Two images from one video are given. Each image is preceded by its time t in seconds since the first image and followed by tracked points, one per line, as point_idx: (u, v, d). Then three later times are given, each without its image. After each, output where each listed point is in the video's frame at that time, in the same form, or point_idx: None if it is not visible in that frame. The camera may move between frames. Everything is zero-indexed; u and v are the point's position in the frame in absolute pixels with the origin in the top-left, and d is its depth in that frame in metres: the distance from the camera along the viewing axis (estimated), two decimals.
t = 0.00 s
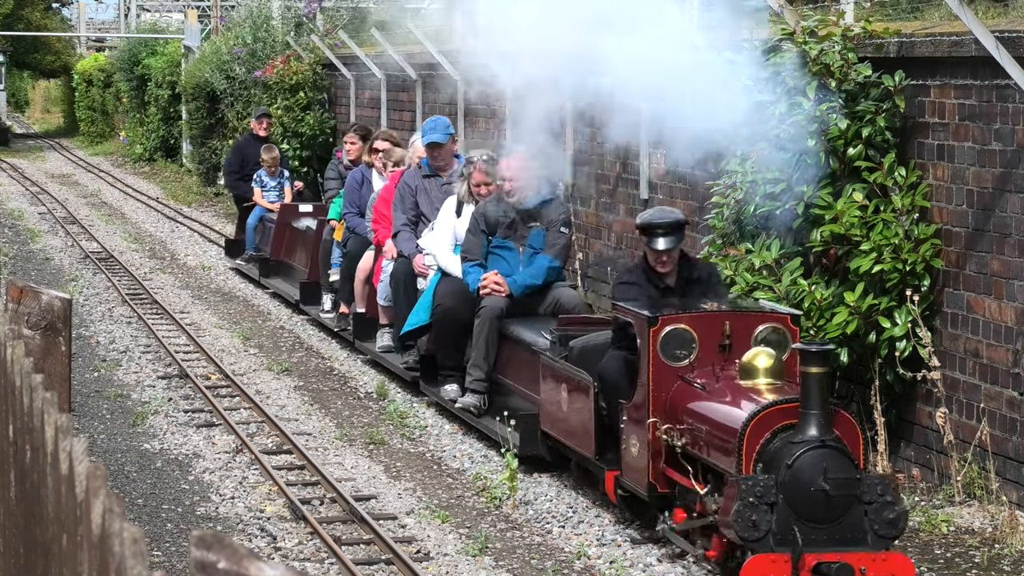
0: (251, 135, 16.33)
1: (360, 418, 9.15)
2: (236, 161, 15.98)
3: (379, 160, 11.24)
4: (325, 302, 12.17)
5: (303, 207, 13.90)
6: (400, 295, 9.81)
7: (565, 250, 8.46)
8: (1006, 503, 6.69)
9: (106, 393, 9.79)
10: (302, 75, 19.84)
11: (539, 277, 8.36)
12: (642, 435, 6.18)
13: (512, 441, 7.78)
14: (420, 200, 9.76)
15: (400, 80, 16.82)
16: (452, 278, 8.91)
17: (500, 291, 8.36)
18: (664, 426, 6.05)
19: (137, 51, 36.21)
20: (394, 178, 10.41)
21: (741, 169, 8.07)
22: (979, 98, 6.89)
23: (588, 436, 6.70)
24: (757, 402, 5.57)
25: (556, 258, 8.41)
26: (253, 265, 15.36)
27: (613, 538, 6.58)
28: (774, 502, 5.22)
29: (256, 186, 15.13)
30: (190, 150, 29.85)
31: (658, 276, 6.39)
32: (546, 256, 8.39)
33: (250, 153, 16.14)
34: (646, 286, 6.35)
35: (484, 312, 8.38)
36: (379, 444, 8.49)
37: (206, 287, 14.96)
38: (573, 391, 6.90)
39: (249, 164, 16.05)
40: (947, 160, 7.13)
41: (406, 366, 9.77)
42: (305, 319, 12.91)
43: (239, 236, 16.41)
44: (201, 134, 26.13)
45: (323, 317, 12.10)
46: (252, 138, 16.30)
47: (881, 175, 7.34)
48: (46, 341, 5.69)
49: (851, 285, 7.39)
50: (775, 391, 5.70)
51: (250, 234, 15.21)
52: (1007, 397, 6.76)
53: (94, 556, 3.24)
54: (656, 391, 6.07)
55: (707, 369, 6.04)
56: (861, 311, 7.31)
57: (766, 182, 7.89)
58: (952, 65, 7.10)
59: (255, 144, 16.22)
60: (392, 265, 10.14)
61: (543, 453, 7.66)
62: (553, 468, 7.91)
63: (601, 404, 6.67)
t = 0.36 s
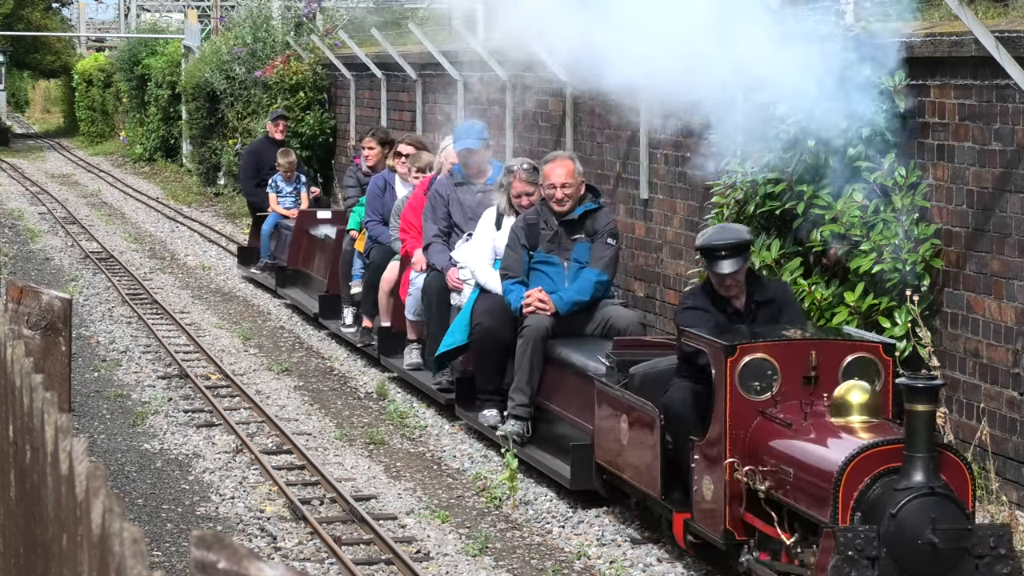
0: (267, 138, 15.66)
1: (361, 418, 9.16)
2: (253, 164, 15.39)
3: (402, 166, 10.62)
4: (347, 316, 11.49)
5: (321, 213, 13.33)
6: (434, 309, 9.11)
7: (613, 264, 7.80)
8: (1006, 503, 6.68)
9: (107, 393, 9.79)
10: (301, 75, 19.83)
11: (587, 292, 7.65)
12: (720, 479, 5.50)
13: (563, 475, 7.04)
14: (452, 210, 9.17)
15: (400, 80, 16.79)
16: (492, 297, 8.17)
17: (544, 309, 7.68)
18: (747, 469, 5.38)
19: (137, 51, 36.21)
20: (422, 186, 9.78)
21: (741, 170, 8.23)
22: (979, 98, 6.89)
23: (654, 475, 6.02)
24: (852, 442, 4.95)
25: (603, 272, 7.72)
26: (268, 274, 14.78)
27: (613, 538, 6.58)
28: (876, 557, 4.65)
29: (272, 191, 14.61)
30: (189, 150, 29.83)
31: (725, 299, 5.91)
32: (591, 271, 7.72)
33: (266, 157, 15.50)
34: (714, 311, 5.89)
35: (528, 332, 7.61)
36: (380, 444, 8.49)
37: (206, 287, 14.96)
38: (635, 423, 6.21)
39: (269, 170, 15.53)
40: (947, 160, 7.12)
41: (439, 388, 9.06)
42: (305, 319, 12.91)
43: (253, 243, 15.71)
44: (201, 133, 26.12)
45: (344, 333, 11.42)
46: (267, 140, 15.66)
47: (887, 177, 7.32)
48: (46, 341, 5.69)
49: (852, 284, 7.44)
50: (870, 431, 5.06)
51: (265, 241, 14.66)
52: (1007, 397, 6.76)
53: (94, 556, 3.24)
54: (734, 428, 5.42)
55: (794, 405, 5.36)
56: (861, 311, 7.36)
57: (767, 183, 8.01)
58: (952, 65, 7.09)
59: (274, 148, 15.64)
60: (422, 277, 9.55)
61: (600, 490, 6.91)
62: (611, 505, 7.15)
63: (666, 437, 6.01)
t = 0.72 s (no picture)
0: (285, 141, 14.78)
1: (361, 418, 9.15)
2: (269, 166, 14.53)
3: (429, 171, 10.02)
4: (370, 330, 10.79)
5: (341, 220, 12.61)
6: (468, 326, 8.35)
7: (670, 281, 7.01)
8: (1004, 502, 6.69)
9: (106, 393, 9.79)
10: (302, 75, 19.77)
11: (643, 314, 6.85)
12: (812, 534, 4.75)
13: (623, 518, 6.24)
14: (491, 222, 8.42)
15: (400, 79, 16.77)
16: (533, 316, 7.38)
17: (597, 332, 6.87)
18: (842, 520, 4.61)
19: (137, 51, 36.23)
20: (456, 195, 9.01)
21: (742, 169, 8.21)
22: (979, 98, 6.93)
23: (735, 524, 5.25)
24: (969, 489, 4.21)
25: (660, 290, 6.94)
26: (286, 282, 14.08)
27: (613, 538, 6.57)
28: None
29: (290, 197, 13.80)
30: (189, 150, 29.83)
31: (810, 327, 5.28)
32: (646, 288, 6.94)
33: (283, 159, 14.65)
34: (797, 339, 5.25)
35: (578, 356, 6.78)
36: (380, 444, 8.49)
37: (207, 287, 14.96)
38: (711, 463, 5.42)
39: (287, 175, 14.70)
40: (947, 160, 7.16)
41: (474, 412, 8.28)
42: (305, 320, 12.91)
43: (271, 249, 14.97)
44: (201, 133, 26.12)
45: (368, 348, 10.75)
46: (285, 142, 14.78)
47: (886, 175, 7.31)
48: (46, 341, 5.69)
49: (852, 285, 7.41)
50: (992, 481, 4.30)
51: (282, 249, 13.96)
52: (1007, 397, 6.76)
53: (94, 556, 3.23)
54: (826, 474, 4.65)
55: (894, 448, 4.60)
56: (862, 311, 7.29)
57: (767, 183, 7.98)
58: (952, 65, 7.12)
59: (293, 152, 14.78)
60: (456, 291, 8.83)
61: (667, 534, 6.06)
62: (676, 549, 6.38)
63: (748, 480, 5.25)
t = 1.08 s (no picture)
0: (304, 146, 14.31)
1: (361, 418, 9.15)
2: (287, 170, 14.04)
3: (462, 177, 9.35)
4: (397, 346, 10.19)
5: (361, 230, 12.09)
6: (516, 346, 7.69)
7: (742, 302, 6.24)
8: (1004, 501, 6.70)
9: (106, 393, 9.79)
10: (302, 75, 19.76)
11: (713, 338, 6.10)
12: None
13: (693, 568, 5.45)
14: (537, 235, 7.80)
15: (399, 79, 16.78)
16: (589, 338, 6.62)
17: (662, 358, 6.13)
18: None
19: (137, 51, 36.24)
20: (496, 207, 8.34)
21: (742, 169, 8.32)
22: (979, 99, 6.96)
23: None
24: None
25: (730, 312, 6.18)
26: (303, 293, 13.44)
27: (613, 538, 6.57)
28: None
29: (307, 203, 13.26)
30: (189, 151, 29.84)
31: (921, 357, 4.59)
32: (714, 309, 6.19)
33: (302, 164, 14.16)
34: (906, 373, 4.56)
35: (642, 385, 6.01)
36: (380, 444, 8.49)
37: (206, 286, 14.96)
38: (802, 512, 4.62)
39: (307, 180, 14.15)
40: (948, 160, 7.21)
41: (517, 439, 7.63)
42: (305, 319, 12.91)
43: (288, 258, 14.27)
44: (201, 133, 26.14)
45: (394, 366, 10.12)
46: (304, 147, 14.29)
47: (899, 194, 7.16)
48: (46, 341, 5.69)
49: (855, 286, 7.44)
50: None
51: (298, 256, 13.35)
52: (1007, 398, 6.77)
53: (94, 556, 3.23)
54: (946, 529, 3.95)
55: None
56: (862, 311, 7.34)
57: (767, 182, 8.09)
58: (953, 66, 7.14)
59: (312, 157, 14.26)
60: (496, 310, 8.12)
61: None
62: None
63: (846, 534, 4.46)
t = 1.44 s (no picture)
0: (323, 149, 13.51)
1: (361, 418, 9.15)
2: (307, 176, 13.22)
3: (504, 188, 8.46)
4: (428, 364, 9.42)
5: (385, 240, 11.36)
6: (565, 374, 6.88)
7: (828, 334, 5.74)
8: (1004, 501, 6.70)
9: (106, 393, 9.79)
10: (302, 75, 19.70)
11: (798, 371, 5.61)
12: None
13: None
14: (589, 249, 6.92)
15: (400, 79, 16.79)
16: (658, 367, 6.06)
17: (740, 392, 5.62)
18: None
19: (137, 51, 36.26)
20: (541, 219, 7.48)
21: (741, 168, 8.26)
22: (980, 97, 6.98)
23: None
24: None
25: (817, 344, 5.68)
26: (324, 306, 12.66)
27: (613, 537, 6.57)
28: None
29: (326, 211, 12.45)
30: (189, 150, 29.85)
31: None
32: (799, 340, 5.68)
33: (322, 169, 13.32)
34: None
35: (718, 420, 5.53)
36: (380, 443, 8.49)
37: (206, 287, 14.96)
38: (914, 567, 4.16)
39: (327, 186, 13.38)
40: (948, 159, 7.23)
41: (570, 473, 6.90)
42: (305, 319, 12.91)
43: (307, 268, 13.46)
44: (201, 133, 26.14)
45: (427, 386, 9.37)
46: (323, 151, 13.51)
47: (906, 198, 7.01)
48: (46, 341, 5.69)
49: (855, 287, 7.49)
50: None
51: (318, 267, 12.59)
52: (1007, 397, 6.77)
53: (94, 556, 3.23)
54: None
55: None
56: (862, 312, 7.47)
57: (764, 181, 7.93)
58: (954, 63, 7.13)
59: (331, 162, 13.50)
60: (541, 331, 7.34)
61: None
62: None
63: None
